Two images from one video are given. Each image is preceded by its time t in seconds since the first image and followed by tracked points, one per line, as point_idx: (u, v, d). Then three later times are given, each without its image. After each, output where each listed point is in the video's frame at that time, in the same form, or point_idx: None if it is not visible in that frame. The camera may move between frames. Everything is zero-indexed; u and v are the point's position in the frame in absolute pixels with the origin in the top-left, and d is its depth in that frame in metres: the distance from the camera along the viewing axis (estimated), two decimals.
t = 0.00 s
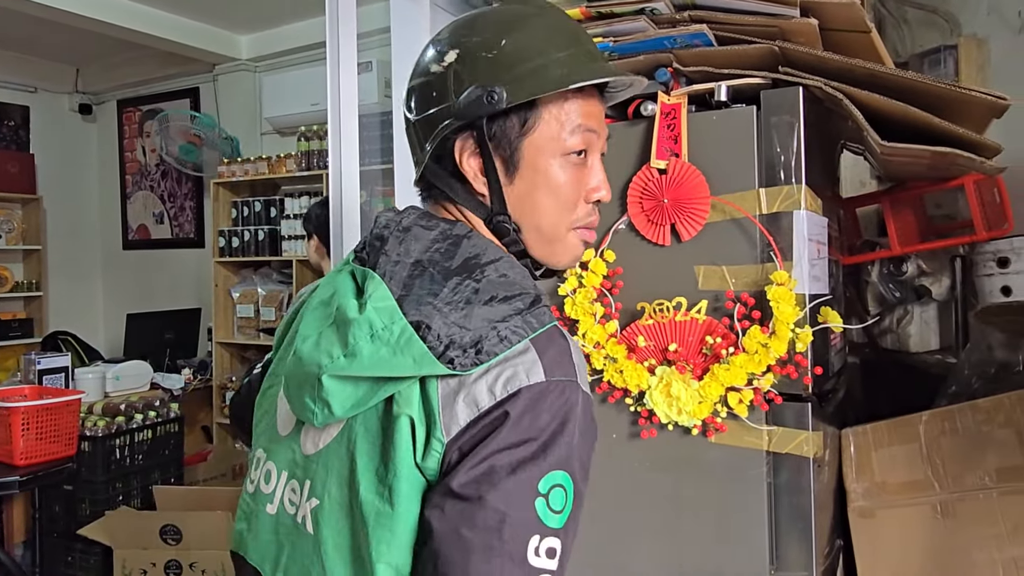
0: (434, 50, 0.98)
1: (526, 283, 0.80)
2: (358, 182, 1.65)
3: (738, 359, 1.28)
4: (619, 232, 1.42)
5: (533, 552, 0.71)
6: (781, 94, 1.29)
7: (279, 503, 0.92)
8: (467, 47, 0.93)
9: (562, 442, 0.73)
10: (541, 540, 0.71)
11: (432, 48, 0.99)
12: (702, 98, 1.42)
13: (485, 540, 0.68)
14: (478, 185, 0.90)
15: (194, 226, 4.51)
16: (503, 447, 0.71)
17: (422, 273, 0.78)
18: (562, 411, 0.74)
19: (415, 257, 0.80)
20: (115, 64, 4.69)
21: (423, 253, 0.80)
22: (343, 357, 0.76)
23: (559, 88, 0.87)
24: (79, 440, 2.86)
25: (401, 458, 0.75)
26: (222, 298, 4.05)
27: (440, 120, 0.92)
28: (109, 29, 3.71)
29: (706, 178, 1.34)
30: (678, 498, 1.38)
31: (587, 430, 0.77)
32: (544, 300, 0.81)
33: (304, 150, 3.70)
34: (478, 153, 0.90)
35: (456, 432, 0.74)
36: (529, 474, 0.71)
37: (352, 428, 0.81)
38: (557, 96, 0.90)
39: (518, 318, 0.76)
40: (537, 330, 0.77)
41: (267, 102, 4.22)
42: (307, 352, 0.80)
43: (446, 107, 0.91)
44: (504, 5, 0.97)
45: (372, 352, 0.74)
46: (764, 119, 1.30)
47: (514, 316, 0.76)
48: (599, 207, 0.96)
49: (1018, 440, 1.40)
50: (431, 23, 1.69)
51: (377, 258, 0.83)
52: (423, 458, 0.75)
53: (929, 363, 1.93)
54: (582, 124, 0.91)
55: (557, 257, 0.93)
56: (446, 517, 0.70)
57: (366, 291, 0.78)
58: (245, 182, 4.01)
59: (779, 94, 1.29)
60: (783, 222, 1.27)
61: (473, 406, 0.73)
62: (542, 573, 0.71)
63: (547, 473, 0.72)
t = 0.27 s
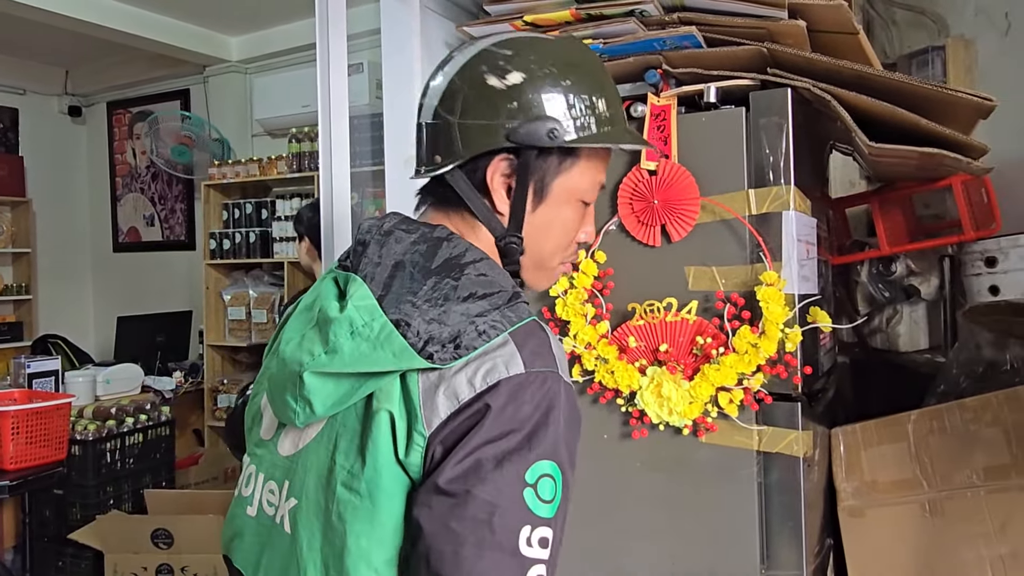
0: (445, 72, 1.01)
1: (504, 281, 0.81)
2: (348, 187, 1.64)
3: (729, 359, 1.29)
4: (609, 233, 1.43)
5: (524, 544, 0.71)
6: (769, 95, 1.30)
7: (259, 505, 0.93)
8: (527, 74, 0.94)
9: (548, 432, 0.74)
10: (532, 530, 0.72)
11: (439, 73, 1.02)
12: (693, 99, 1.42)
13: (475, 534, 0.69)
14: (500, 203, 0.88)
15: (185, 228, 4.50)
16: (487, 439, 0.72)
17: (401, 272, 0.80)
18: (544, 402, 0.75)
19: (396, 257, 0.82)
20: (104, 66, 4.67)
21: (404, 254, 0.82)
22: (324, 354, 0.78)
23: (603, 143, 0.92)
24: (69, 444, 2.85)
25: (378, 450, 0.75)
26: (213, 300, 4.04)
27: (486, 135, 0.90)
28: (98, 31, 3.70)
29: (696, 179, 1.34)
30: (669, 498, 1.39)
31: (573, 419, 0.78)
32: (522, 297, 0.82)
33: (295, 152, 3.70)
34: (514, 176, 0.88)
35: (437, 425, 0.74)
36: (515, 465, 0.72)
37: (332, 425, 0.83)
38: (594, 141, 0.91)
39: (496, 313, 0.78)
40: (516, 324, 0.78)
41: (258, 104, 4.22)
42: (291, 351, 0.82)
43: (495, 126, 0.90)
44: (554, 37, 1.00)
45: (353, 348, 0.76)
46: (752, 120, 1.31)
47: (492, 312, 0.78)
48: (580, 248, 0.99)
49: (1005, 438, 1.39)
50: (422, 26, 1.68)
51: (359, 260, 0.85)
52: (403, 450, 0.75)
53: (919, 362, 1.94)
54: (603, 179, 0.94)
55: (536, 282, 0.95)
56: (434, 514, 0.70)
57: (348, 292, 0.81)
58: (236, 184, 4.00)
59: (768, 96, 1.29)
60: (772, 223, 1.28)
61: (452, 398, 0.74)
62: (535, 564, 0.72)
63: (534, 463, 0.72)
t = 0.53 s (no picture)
0: (453, 96, 1.03)
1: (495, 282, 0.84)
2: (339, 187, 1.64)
3: (719, 358, 1.30)
4: (600, 234, 1.43)
5: (552, 534, 0.76)
6: (759, 97, 1.31)
7: (250, 514, 0.93)
8: (575, 124, 1.01)
9: (557, 424, 0.78)
10: (559, 519, 0.77)
11: (449, 97, 1.05)
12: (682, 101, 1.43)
13: (503, 532, 0.73)
14: (513, 230, 0.93)
15: (177, 231, 4.49)
16: (501, 438, 0.75)
17: (394, 276, 0.82)
18: (550, 395, 0.79)
19: (388, 261, 0.83)
20: (95, 69, 4.65)
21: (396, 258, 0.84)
22: (324, 359, 0.78)
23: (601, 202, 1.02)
24: (61, 448, 2.84)
25: (387, 453, 0.78)
26: (205, 303, 4.03)
27: (532, 167, 0.94)
28: (88, 34, 3.69)
29: (686, 181, 1.35)
30: (662, 498, 1.39)
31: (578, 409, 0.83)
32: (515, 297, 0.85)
33: (287, 154, 3.69)
34: (536, 210, 0.94)
35: (444, 427, 0.77)
36: (532, 460, 0.76)
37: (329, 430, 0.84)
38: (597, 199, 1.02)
39: (494, 313, 0.81)
40: (514, 322, 0.82)
41: (250, 106, 4.21)
42: (285, 358, 0.82)
43: (545, 162, 0.95)
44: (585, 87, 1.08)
45: (355, 351, 0.77)
46: (741, 122, 1.32)
47: (490, 312, 0.81)
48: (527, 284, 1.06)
49: (993, 435, 1.40)
50: (412, 28, 1.67)
51: (349, 267, 0.86)
52: (412, 453, 0.78)
53: (909, 361, 1.95)
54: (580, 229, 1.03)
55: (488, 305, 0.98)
56: (456, 517, 0.73)
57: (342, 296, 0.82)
58: (228, 187, 3.99)
59: (756, 98, 1.30)
60: (762, 223, 1.29)
61: (460, 398, 0.77)
62: (565, 549, 0.77)
63: (550, 456, 0.77)
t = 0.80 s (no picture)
0: (430, 105, 1.01)
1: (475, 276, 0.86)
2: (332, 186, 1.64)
3: (710, 359, 1.31)
4: (592, 236, 1.44)
5: (539, 522, 0.80)
6: (749, 100, 1.32)
7: (247, 521, 0.95)
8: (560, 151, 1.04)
9: (542, 413, 0.82)
10: (545, 508, 0.80)
11: (423, 108, 1.02)
12: (672, 103, 1.45)
13: (494, 520, 0.76)
14: (496, 241, 0.94)
15: (169, 233, 4.48)
16: (489, 429, 0.78)
17: (375, 276, 0.83)
18: (534, 386, 0.82)
19: (366, 262, 0.84)
20: (87, 71, 4.64)
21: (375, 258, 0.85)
22: (313, 365, 0.79)
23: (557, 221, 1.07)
24: (54, 451, 2.83)
25: (381, 451, 0.80)
26: (199, 306, 4.03)
27: (533, 191, 0.96)
28: (80, 36, 3.68)
29: (677, 183, 1.36)
30: (653, 498, 1.40)
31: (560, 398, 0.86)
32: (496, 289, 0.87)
33: (280, 156, 3.70)
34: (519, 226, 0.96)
35: (437, 421, 0.79)
36: (520, 449, 0.79)
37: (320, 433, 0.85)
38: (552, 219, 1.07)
39: (477, 306, 0.83)
40: (496, 315, 0.84)
41: (243, 108, 4.21)
42: (272, 367, 0.83)
43: (542, 187, 0.97)
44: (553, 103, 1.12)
45: (342, 355, 0.78)
46: (731, 124, 1.33)
47: (473, 306, 0.83)
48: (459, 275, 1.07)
49: (981, 435, 1.41)
50: (403, 30, 1.69)
51: (325, 271, 0.87)
52: (405, 449, 0.80)
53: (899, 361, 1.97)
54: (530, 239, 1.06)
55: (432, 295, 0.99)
56: (448, 507, 0.76)
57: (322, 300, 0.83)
58: (221, 189, 3.99)
59: (746, 100, 1.31)
60: (752, 225, 1.30)
61: (451, 392, 0.79)
62: (550, 538, 0.80)
63: (536, 445, 0.80)
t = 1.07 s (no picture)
0: (373, 82, 1.03)
1: (450, 263, 0.88)
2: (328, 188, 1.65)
3: (708, 359, 1.31)
4: (590, 236, 1.44)
5: (524, 505, 0.83)
6: (746, 100, 1.32)
7: (268, 536, 1.01)
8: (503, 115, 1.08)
9: (525, 396, 0.85)
10: (529, 490, 0.83)
11: (366, 86, 1.04)
12: (670, 103, 1.45)
13: (480, 504, 0.79)
14: (463, 213, 0.99)
15: (167, 233, 4.48)
16: (473, 414, 0.81)
17: (348, 281, 0.85)
18: (517, 368, 0.85)
19: (337, 268, 0.86)
20: (85, 71, 4.64)
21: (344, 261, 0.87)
22: (298, 381, 0.83)
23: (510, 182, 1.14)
24: (51, 452, 2.83)
25: (374, 454, 0.84)
26: (196, 305, 4.02)
27: (490, 155, 1.01)
28: (77, 35, 3.67)
29: (675, 183, 1.36)
30: (652, 498, 1.40)
31: (544, 378, 0.89)
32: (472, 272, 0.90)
33: (278, 155, 3.69)
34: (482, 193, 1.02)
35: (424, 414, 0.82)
36: (504, 434, 0.82)
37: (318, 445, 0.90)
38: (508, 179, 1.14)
39: (453, 294, 0.86)
40: (473, 302, 0.87)
41: (240, 107, 4.21)
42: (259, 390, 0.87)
43: (496, 150, 1.02)
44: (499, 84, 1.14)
45: (324, 367, 0.82)
46: (728, 124, 1.33)
47: (450, 294, 0.85)
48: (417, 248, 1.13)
49: (979, 434, 1.42)
50: (402, 32, 1.67)
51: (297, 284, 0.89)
52: (395, 446, 0.84)
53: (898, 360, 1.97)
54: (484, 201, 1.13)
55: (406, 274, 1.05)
56: (434, 491, 0.80)
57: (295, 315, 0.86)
58: (219, 189, 3.99)
59: (744, 100, 1.31)
60: (749, 225, 1.30)
61: (436, 384, 0.82)
62: (535, 519, 0.84)
63: (519, 428, 0.83)
